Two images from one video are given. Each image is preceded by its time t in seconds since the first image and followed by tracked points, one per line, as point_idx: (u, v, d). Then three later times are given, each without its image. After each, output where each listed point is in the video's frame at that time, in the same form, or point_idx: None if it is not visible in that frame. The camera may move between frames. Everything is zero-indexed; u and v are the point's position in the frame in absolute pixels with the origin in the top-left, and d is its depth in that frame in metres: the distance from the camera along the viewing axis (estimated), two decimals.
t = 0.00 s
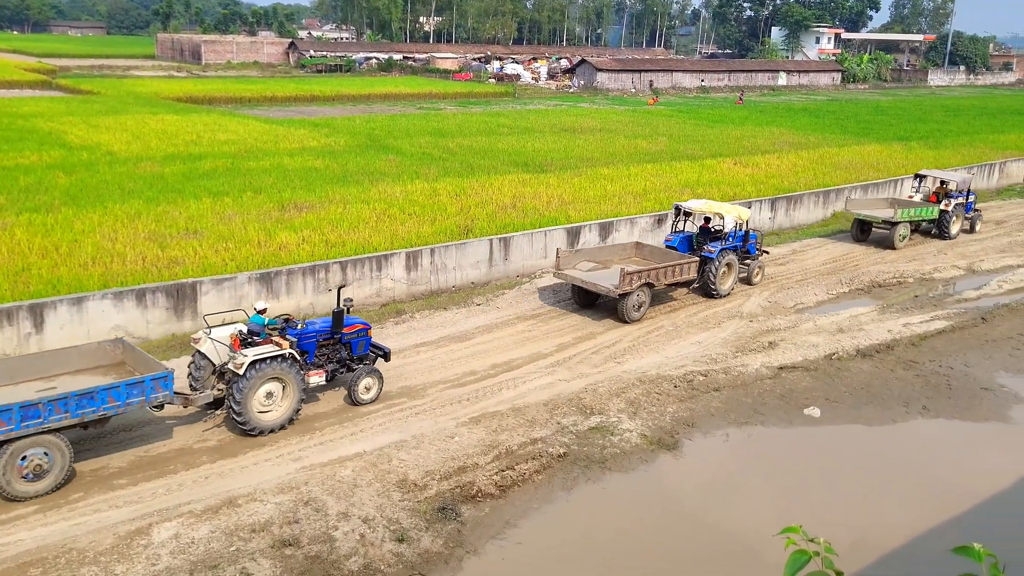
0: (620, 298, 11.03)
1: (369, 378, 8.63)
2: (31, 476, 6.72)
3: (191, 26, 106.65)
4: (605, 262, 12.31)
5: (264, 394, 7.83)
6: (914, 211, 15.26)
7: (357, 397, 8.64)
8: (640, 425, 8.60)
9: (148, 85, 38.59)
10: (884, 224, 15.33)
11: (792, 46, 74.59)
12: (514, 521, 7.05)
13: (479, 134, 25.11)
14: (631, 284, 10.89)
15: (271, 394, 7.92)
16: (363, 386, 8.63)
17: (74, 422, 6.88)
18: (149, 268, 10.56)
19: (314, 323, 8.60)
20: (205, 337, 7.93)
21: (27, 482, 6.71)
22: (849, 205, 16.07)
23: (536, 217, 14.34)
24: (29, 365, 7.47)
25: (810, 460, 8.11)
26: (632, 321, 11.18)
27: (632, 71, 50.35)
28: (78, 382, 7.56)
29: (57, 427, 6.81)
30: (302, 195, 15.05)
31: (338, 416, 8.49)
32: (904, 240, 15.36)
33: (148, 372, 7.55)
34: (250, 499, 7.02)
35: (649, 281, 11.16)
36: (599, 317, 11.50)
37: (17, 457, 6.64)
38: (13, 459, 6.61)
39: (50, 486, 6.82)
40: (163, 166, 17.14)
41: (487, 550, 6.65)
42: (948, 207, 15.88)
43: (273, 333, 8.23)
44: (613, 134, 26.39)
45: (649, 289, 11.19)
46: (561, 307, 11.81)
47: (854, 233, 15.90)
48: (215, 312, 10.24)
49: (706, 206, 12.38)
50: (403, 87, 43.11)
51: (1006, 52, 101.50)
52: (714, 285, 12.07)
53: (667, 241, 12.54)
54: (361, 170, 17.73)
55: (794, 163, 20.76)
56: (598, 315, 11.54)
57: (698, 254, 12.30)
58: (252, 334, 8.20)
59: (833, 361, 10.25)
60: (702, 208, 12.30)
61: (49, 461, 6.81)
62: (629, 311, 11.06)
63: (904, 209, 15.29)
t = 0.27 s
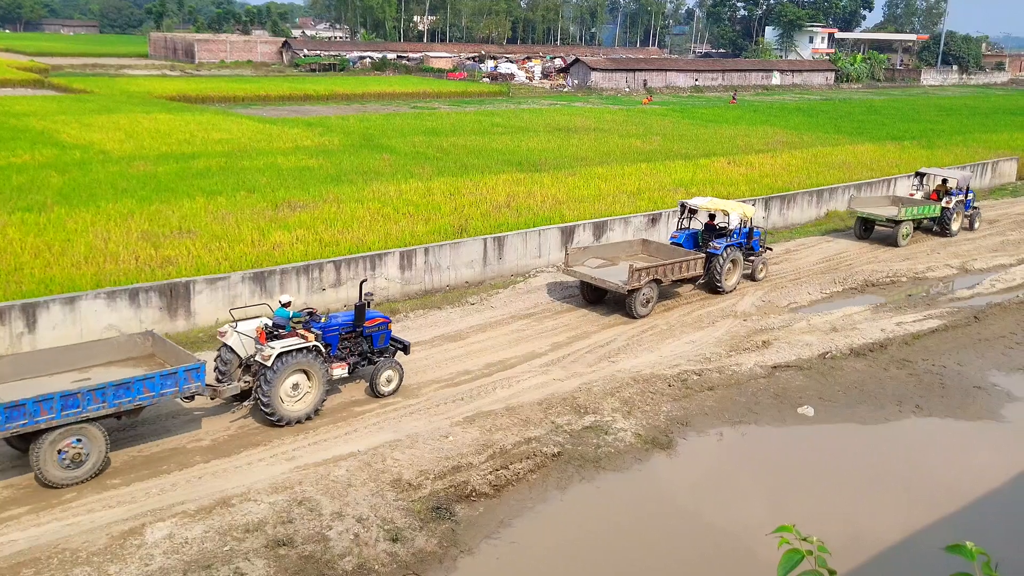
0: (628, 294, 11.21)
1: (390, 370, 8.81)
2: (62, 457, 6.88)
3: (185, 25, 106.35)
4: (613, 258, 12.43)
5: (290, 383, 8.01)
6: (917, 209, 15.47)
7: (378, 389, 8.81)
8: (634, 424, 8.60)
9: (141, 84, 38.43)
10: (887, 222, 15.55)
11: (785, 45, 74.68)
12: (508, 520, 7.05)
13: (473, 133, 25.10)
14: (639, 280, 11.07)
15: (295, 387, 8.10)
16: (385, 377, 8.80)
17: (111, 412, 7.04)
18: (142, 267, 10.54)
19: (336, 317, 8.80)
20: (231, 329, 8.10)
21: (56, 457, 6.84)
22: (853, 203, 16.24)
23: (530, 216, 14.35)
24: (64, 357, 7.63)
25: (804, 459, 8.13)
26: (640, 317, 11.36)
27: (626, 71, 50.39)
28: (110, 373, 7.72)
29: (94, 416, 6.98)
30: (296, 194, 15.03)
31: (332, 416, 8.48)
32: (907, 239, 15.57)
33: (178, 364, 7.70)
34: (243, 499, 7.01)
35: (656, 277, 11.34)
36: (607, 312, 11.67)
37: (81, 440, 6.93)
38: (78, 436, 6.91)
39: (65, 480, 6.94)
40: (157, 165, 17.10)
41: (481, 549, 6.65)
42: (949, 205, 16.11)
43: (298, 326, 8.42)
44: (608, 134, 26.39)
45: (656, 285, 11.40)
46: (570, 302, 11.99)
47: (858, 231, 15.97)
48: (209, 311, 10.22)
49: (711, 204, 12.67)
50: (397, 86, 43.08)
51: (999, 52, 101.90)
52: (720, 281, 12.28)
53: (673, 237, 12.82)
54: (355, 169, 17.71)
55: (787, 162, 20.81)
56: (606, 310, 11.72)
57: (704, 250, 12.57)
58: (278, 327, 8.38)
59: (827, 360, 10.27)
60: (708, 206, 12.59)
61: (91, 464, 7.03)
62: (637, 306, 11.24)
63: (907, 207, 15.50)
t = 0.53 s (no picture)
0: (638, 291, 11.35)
1: (412, 362, 9.01)
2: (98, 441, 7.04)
3: (180, 25, 106.23)
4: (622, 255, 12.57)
5: (321, 375, 8.25)
6: (922, 208, 15.62)
7: (401, 381, 8.99)
8: (630, 425, 8.60)
9: (136, 84, 38.30)
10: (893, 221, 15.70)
11: (781, 45, 74.79)
12: (504, 521, 7.04)
13: (468, 134, 25.09)
14: (649, 277, 11.22)
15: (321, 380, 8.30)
16: (407, 369, 8.98)
17: (147, 403, 7.25)
18: (138, 267, 10.53)
19: (359, 311, 9.00)
20: (260, 322, 8.35)
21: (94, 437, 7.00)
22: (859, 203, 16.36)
23: (526, 216, 14.35)
24: (101, 349, 7.91)
25: (800, 459, 8.14)
26: (649, 313, 11.49)
27: (622, 71, 50.42)
28: (144, 365, 8.02)
29: (131, 407, 7.18)
30: (291, 194, 15.02)
31: (328, 416, 8.48)
32: (913, 237, 15.70)
33: (212, 356, 8.01)
34: (239, 500, 7.00)
35: (665, 275, 11.49)
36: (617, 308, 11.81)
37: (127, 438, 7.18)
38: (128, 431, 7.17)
39: (88, 467, 7.03)
40: (152, 165, 17.09)
41: (477, 549, 6.65)
42: (953, 204, 16.26)
43: (322, 320, 8.64)
44: (604, 134, 26.40)
45: (665, 282, 11.54)
46: (580, 298, 12.15)
47: (862, 230, 16.13)
48: (204, 312, 10.21)
49: (718, 201, 12.81)
50: (393, 86, 43.05)
51: (994, 53, 102.18)
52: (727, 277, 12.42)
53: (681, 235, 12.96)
54: (351, 169, 17.70)
55: (783, 162, 20.84)
56: (616, 307, 11.86)
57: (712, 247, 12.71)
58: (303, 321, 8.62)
59: (822, 360, 10.29)
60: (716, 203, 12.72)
61: (118, 464, 7.17)
62: (647, 303, 11.37)
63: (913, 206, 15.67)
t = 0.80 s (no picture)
0: (649, 286, 11.56)
1: (434, 355, 9.29)
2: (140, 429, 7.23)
3: (178, 25, 106.14)
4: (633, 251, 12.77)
5: (350, 366, 8.49)
6: (929, 207, 15.82)
7: (424, 373, 9.24)
8: (629, 424, 8.60)
9: (134, 83, 38.20)
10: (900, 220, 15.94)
11: (779, 45, 74.81)
12: (503, 521, 7.04)
13: (466, 133, 25.08)
14: (660, 273, 11.42)
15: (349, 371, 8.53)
16: (429, 362, 9.26)
17: (184, 393, 7.44)
18: (136, 267, 10.52)
19: (384, 306, 9.29)
20: (287, 316, 8.67)
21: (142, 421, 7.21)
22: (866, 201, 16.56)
23: (524, 216, 14.36)
24: (137, 342, 8.10)
25: (798, 458, 8.14)
26: (660, 309, 11.69)
27: (621, 70, 50.44)
28: (178, 357, 8.21)
29: (169, 397, 7.37)
30: (290, 194, 15.02)
31: (326, 416, 8.48)
32: (920, 235, 15.95)
33: (245, 349, 8.22)
34: (237, 500, 6.99)
35: (676, 271, 11.69)
36: (628, 304, 12.01)
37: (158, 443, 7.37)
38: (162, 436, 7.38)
39: (124, 448, 7.18)
40: (151, 164, 17.08)
41: (475, 549, 6.65)
42: (958, 202, 16.47)
43: (349, 313, 8.90)
44: (602, 133, 26.40)
45: (676, 278, 11.75)
46: (591, 294, 12.36)
47: (870, 228, 16.37)
48: (203, 312, 10.22)
49: (729, 200, 12.92)
50: (391, 86, 43.04)
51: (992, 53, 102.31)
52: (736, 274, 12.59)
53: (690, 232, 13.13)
54: (350, 169, 17.70)
55: (781, 161, 20.87)
56: (627, 302, 12.06)
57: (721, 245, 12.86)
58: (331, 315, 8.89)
59: (820, 359, 10.29)
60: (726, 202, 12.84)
61: (134, 457, 7.25)
62: (658, 298, 11.57)
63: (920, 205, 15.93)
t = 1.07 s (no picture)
0: (656, 283, 11.74)
1: (452, 348, 9.47)
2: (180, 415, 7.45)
3: (172, 24, 105.87)
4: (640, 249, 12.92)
5: (372, 360, 8.68)
6: (931, 206, 16.01)
7: (442, 366, 9.43)
8: (623, 424, 8.61)
9: (128, 82, 38.14)
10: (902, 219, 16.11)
11: (774, 46, 74.92)
12: (497, 521, 7.04)
13: (461, 133, 25.08)
14: (666, 269, 11.61)
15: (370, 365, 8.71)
16: (446, 356, 9.43)
17: (214, 384, 7.60)
18: (130, 267, 10.50)
19: (403, 300, 9.39)
20: (309, 311, 8.78)
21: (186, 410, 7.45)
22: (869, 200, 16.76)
23: (518, 216, 14.37)
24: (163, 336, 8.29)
25: (791, 458, 8.16)
26: (667, 305, 11.89)
27: (615, 70, 50.48)
28: (205, 350, 8.41)
29: (200, 388, 7.52)
30: (283, 194, 14.99)
31: (320, 416, 8.47)
32: (922, 233, 16.14)
33: (271, 343, 8.42)
34: (231, 500, 6.98)
35: (682, 268, 11.89)
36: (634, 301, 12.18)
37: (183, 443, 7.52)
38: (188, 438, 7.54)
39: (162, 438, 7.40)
40: (144, 164, 17.05)
41: (470, 549, 6.65)
42: (958, 201, 16.69)
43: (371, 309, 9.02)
44: (596, 133, 26.42)
45: (682, 275, 11.96)
46: (598, 291, 12.52)
47: (873, 227, 16.57)
48: (197, 312, 10.20)
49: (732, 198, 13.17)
50: (386, 86, 43.00)
51: (985, 53, 102.86)
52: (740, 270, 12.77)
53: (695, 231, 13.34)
54: (345, 169, 17.69)
55: (775, 162, 20.91)
56: (634, 299, 12.24)
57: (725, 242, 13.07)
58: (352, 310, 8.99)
59: (814, 359, 10.31)
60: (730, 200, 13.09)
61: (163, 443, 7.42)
62: (664, 294, 11.77)
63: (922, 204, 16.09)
